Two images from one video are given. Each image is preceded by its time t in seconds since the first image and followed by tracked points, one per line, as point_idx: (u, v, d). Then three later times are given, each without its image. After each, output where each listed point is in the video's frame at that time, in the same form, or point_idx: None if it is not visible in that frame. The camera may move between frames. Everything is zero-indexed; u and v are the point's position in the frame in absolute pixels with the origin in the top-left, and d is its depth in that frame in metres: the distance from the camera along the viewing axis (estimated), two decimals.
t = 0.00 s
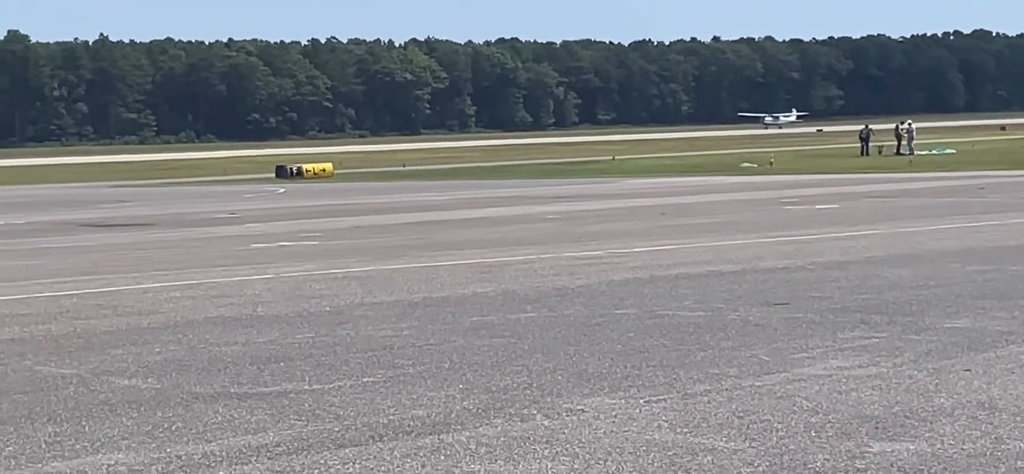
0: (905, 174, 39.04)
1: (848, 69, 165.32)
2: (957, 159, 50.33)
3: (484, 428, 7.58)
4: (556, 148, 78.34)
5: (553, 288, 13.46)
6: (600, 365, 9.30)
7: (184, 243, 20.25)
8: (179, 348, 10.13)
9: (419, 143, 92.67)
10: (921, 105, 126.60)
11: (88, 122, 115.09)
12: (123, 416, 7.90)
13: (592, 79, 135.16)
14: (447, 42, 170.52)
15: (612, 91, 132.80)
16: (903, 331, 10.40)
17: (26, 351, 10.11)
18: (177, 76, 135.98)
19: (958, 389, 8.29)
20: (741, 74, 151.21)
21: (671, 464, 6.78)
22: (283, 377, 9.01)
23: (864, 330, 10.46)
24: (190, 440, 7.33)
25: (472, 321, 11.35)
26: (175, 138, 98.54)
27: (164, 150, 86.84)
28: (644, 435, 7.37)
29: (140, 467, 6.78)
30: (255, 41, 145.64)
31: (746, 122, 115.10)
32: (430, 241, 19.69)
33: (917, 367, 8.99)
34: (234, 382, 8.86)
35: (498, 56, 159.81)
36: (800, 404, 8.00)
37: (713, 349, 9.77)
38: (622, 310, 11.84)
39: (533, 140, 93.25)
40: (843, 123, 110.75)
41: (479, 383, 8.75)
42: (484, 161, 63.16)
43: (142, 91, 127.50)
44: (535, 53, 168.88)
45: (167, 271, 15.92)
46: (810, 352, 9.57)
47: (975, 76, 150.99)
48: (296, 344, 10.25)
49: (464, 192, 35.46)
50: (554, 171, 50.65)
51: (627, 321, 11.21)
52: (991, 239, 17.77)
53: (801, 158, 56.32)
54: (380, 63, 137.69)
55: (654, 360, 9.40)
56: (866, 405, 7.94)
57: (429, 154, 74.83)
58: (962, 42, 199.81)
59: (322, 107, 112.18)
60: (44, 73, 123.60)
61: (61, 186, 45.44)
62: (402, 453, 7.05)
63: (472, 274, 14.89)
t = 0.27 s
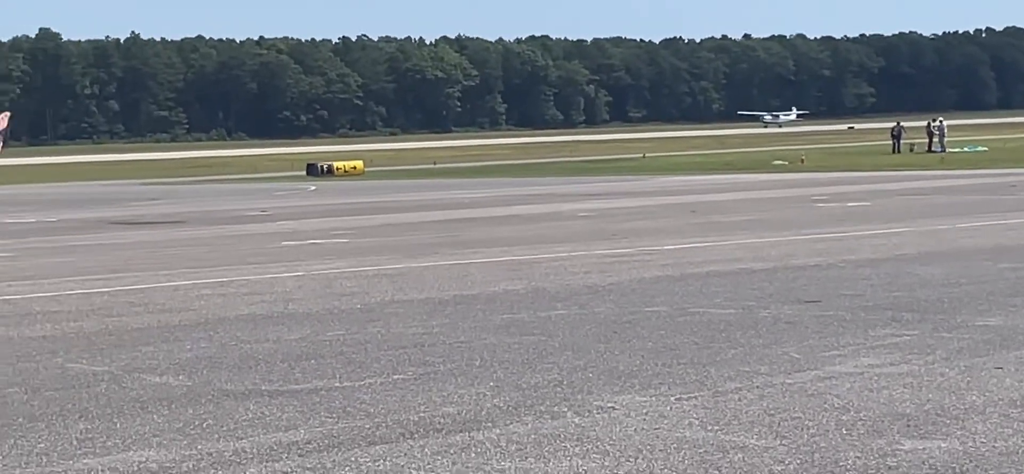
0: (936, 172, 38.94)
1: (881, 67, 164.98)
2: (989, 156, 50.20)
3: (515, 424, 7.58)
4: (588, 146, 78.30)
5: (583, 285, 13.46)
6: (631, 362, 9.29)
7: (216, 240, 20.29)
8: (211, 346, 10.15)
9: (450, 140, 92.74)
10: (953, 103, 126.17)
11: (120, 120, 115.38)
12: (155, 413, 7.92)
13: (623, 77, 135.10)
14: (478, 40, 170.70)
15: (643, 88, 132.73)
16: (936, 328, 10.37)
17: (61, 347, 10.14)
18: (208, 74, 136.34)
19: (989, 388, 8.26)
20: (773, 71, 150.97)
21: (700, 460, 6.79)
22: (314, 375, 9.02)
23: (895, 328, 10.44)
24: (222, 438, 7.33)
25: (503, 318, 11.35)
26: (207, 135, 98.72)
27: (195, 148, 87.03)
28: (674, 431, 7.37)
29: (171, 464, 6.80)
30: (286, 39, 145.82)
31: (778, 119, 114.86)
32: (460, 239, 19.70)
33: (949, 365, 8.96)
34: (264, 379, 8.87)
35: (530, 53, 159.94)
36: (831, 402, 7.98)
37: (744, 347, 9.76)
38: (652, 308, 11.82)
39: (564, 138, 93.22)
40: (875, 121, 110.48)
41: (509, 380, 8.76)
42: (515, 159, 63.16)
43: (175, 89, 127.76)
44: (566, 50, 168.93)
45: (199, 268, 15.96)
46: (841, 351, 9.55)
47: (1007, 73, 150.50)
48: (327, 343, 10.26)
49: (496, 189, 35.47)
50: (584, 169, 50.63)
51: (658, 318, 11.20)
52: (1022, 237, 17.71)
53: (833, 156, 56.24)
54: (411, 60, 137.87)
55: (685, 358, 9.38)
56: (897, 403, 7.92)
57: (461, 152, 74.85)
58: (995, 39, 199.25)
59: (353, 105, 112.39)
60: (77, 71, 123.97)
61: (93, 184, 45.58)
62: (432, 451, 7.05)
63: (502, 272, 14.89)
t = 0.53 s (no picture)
0: (970, 170, 38.85)
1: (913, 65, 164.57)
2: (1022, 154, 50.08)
3: (548, 423, 7.58)
4: (620, 145, 78.24)
5: (614, 284, 13.45)
6: (662, 362, 9.28)
7: (249, 239, 20.32)
8: (244, 345, 10.17)
9: (481, 139, 92.76)
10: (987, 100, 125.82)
11: (152, 118, 115.66)
12: (188, 412, 7.93)
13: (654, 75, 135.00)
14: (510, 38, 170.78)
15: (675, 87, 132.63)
16: (970, 327, 10.34)
17: (94, 345, 10.16)
18: (240, 72, 136.65)
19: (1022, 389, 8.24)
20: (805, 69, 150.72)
21: (732, 460, 6.78)
22: (346, 373, 9.03)
23: (928, 326, 10.42)
24: (255, 436, 7.35)
25: (536, 317, 11.36)
26: (238, 134, 98.95)
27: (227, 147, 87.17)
28: (705, 430, 7.36)
29: (204, 464, 6.81)
30: (319, 38, 145.95)
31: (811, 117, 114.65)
32: (491, 237, 19.71)
33: (984, 363, 8.94)
34: (298, 378, 8.88)
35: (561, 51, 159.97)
36: (862, 402, 7.97)
37: (778, 346, 9.75)
38: (684, 306, 11.81)
39: (595, 136, 93.17)
40: (909, 119, 110.17)
41: (541, 379, 8.75)
42: (546, 157, 63.16)
43: (207, 89, 128.02)
44: (597, 49, 168.88)
45: (233, 267, 15.99)
46: (874, 349, 9.54)
47: None
48: (359, 341, 10.27)
49: (528, 187, 35.47)
50: (615, 167, 50.58)
51: (689, 317, 11.20)
52: None
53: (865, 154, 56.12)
54: (442, 59, 138.00)
55: (716, 357, 9.38)
56: (929, 402, 7.91)
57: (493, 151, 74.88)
58: None
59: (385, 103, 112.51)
60: (111, 71, 124.32)
61: (125, 183, 45.68)
62: (465, 448, 7.06)
63: (535, 270, 14.89)
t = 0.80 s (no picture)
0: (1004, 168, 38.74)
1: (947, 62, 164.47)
2: None
3: (582, 422, 7.58)
4: (652, 144, 78.21)
5: (649, 283, 13.44)
6: (696, 360, 9.27)
7: (284, 237, 20.34)
8: (278, 343, 10.19)
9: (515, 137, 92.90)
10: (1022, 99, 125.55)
11: (188, 117, 116.29)
12: (222, 410, 7.94)
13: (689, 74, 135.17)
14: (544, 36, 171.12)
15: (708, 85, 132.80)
16: (1003, 327, 10.30)
17: (130, 343, 10.19)
18: (274, 71, 137.31)
19: None
20: (838, 67, 150.74)
21: (767, 459, 6.77)
22: (381, 372, 9.03)
23: (963, 326, 10.39)
24: (289, 433, 7.36)
25: (569, 315, 11.36)
26: (273, 132, 99.50)
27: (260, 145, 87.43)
28: (740, 430, 7.35)
29: (238, 460, 6.83)
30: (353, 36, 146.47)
31: (845, 116, 114.54)
32: (527, 235, 19.73)
33: (1018, 364, 8.90)
34: (332, 377, 8.89)
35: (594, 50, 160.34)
36: (897, 400, 7.96)
37: (812, 345, 9.73)
38: (718, 304, 11.80)
39: (629, 135, 93.15)
40: (943, 118, 109.92)
41: (574, 378, 8.75)
42: (580, 156, 63.14)
43: (242, 88, 128.64)
44: (631, 48, 169.28)
45: (266, 265, 16.00)
46: (908, 348, 9.51)
47: None
48: (393, 339, 10.28)
49: (562, 186, 35.50)
50: (650, 166, 50.56)
51: (723, 316, 11.19)
52: None
53: (900, 152, 56.02)
54: (476, 57, 138.45)
55: (749, 356, 9.36)
56: (963, 400, 7.89)
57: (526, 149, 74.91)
58: None
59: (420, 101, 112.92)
60: (148, 70, 125.05)
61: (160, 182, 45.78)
62: (500, 447, 7.06)
63: (569, 269, 14.89)
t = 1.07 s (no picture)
0: None
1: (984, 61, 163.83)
2: None
3: (620, 421, 7.57)
4: (687, 143, 78.05)
5: (685, 282, 13.41)
6: (732, 360, 9.26)
7: (319, 237, 20.35)
8: (315, 342, 10.20)
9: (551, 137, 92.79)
10: None
11: (222, 117, 116.07)
12: (260, 409, 7.96)
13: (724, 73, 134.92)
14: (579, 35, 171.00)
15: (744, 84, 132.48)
16: None
17: (166, 343, 10.21)
18: (309, 70, 137.42)
19: None
20: (874, 65, 150.25)
21: (804, 459, 6.75)
22: (417, 371, 9.03)
23: (999, 326, 10.34)
24: (325, 433, 7.38)
25: (605, 314, 11.34)
26: (308, 132, 99.35)
27: (295, 144, 87.35)
28: (778, 429, 7.33)
29: (275, 459, 6.84)
30: (387, 36, 146.08)
31: (881, 115, 114.15)
32: (562, 235, 19.71)
33: None
34: (367, 376, 8.90)
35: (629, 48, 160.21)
36: (935, 399, 7.93)
37: (850, 344, 9.69)
38: (755, 304, 11.77)
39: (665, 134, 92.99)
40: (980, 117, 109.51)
41: (611, 376, 8.74)
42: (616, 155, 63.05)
43: (277, 87, 128.35)
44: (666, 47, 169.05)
45: (302, 265, 16.00)
46: (946, 347, 9.47)
47: None
48: (428, 339, 10.27)
49: (597, 186, 35.45)
50: (685, 165, 50.48)
51: (760, 315, 11.16)
52: None
53: (936, 152, 55.79)
54: (511, 56, 138.34)
55: (786, 355, 9.34)
56: (1000, 402, 7.86)
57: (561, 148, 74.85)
58: None
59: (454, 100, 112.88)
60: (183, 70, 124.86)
61: (195, 182, 45.78)
62: (536, 446, 7.05)
63: (605, 268, 14.87)
